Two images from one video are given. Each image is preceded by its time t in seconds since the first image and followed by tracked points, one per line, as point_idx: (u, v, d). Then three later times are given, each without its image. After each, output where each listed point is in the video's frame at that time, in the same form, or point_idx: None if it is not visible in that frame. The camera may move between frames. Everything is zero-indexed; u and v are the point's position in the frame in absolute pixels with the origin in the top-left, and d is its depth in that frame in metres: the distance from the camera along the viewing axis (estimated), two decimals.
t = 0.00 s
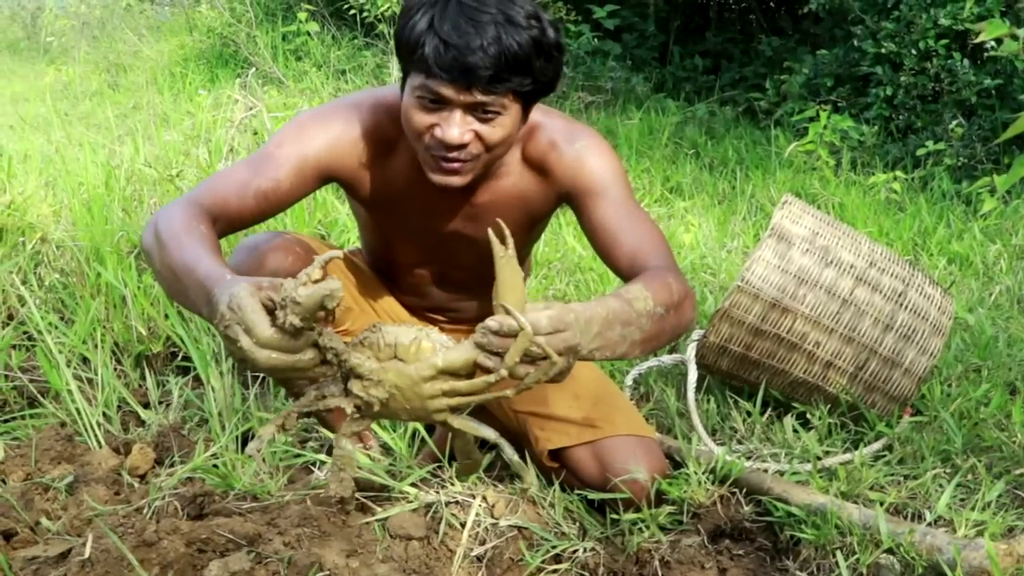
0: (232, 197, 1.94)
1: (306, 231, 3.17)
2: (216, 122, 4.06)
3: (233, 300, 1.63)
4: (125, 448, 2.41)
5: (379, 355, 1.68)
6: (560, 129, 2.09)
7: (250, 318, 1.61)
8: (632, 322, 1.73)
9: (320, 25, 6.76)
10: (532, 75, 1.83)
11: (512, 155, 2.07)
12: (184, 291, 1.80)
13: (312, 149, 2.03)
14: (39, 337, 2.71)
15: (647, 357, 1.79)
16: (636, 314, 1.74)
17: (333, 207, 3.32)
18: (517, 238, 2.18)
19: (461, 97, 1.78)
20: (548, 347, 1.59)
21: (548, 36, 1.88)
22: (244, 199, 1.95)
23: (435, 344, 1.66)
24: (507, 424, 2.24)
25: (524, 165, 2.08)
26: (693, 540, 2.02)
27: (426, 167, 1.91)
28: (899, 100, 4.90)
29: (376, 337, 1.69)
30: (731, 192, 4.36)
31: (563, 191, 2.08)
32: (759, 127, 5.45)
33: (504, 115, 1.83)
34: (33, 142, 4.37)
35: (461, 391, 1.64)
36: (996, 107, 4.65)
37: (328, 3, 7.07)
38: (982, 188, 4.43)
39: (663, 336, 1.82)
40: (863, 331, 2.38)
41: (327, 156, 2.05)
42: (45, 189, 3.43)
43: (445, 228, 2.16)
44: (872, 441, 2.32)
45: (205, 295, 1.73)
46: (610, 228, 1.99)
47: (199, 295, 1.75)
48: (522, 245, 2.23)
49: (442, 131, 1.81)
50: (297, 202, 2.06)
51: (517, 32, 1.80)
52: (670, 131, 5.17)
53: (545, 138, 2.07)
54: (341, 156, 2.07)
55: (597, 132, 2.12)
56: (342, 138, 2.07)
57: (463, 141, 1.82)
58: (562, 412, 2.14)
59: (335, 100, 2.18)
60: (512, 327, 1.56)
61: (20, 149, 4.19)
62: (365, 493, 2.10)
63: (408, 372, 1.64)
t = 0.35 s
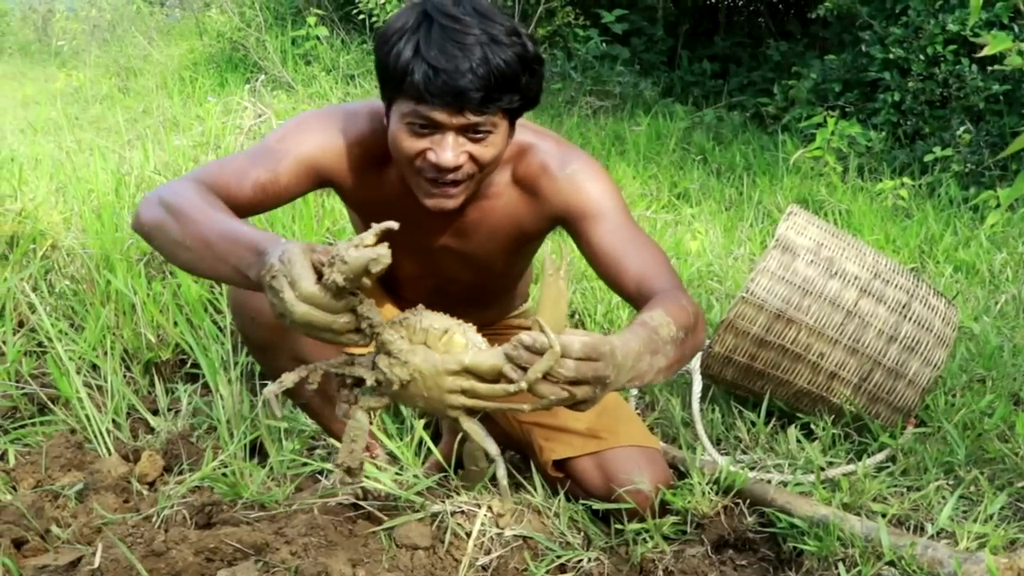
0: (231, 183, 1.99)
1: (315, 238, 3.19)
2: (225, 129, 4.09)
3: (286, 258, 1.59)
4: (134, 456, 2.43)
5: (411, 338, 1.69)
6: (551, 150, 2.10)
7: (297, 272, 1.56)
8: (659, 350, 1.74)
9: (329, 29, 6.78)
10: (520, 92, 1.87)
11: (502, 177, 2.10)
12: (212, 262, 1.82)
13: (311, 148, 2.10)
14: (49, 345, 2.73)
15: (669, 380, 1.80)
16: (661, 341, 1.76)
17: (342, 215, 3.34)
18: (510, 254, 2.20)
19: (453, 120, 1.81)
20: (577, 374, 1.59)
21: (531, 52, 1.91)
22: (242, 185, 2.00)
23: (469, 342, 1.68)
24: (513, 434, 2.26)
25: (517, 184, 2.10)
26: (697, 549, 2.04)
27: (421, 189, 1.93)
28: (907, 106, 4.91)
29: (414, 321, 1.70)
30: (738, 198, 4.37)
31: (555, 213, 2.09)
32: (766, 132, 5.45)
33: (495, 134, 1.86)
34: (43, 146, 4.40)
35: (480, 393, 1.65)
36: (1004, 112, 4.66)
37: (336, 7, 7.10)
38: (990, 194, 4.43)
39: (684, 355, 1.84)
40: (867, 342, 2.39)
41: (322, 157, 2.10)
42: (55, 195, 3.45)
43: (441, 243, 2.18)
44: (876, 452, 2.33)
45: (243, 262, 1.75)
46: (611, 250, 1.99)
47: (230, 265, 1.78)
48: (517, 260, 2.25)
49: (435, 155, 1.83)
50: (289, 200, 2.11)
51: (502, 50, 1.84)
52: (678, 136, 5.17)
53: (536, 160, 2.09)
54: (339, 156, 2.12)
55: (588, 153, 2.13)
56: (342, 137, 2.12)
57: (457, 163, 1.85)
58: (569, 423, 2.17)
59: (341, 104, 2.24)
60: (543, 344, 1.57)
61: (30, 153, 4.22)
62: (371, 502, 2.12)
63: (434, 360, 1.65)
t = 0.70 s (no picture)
0: (233, 196, 2.03)
1: (323, 247, 3.23)
2: (234, 137, 4.12)
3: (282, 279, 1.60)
4: (144, 464, 2.46)
5: (420, 331, 1.69)
6: (550, 165, 2.13)
7: (299, 293, 1.57)
8: (659, 326, 1.80)
9: (338, 35, 6.82)
10: (520, 109, 1.90)
11: (502, 193, 2.13)
12: (210, 274, 1.85)
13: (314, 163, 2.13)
14: (61, 353, 2.77)
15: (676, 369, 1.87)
16: (662, 318, 1.82)
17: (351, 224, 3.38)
18: (513, 269, 2.23)
19: (458, 137, 1.83)
20: (589, 320, 1.67)
21: (530, 68, 1.95)
22: (245, 200, 2.04)
23: (478, 317, 1.69)
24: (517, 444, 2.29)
25: (518, 197, 2.13)
26: (700, 560, 2.07)
27: (425, 208, 1.96)
28: (915, 113, 4.92)
29: (415, 314, 1.68)
30: (745, 206, 4.39)
31: (557, 229, 2.12)
32: (773, 139, 5.47)
33: (497, 150, 1.89)
34: (55, 152, 4.44)
35: (504, 357, 1.71)
36: (1012, 120, 4.66)
37: (346, 12, 7.14)
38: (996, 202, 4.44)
39: (691, 350, 1.88)
40: (870, 354, 2.41)
41: (325, 171, 2.14)
42: (67, 202, 3.49)
43: (446, 257, 2.21)
44: (877, 464, 2.35)
45: (236, 277, 1.78)
46: (623, 260, 2.02)
47: (225, 280, 1.81)
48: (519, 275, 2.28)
49: (440, 172, 1.86)
50: (291, 213, 2.15)
51: (502, 66, 1.87)
52: (685, 143, 5.19)
53: (537, 175, 2.12)
54: (341, 170, 2.15)
55: (587, 168, 2.17)
56: (345, 151, 2.15)
57: (461, 180, 1.87)
58: (572, 434, 2.21)
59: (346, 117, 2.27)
60: (549, 295, 1.65)
61: (41, 159, 4.25)
62: (379, 511, 2.15)
63: (453, 345, 1.68)
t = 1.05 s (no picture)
0: (254, 180, 2.02)
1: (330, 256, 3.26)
2: (242, 144, 4.16)
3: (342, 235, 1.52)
4: (154, 471, 2.49)
5: (465, 314, 1.64)
6: (555, 178, 2.15)
7: (362, 246, 1.49)
8: (683, 339, 1.82)
9: (346, 40, 6.85)
10: (529, 122, 1.95)
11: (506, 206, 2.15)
12: (248, 251, 1.79)
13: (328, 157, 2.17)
14: (70, 361, 2.80)
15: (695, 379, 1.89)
16: (683, 332, 1.83)
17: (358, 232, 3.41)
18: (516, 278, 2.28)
19: (471, 151, 1.85)
20: (627, 337, 1.68)
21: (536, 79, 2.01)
22: (264, 185, 2.03)
23: (522, 314, 1.67)
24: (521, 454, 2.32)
25: (524, 210, 2.15)
26: (701, 569, 2.10)
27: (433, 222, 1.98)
28: (922, 119, 4.94)
29: (464, 298, 1.64)
30: (750, 213, 4.40)
31: (561, 240, 2.15)
32: (779, 145, 5.48)
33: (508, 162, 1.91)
34: (65, 157, 4.48)
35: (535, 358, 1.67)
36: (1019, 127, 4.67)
37: (353, 17, 7.16)
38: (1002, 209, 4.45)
39: (709, 360, 1.92)
40: (870, 365, 2.43)
41: (338, 167, 2.18)
42: (76, 208, 3.52)
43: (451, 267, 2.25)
44: (877, 474, 2.38)
45: (287, 244, 1.72)
46: (628, 270, 2.02)
47: (274, 251, 1.74)
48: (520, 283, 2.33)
49: (454, 185, 1.87)
50: (302, 206, 2.17)
51: (511, 78, 1.93)
52: (692, 149, 5.21)
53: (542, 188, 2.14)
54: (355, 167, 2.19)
55: (591, 180, 2.19)
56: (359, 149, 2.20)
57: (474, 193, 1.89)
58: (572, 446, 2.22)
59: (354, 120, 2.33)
60: (595, 305, 1.65)
61: (50, 164, 4.29)
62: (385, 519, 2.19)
63: (493, 336, 1.65)
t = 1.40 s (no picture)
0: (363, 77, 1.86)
1: (337, 264, 3.30)
2: (250, 151, 4.19)
3: (587, 120, 1.51)
4: (163, 479, 2.53)
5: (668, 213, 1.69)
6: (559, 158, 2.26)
7: (620, 132, 1.49)
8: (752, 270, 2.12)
9: (353, 45, 6.89)
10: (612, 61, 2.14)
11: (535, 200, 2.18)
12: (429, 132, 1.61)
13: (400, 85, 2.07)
14: (80, 369, 2.84)
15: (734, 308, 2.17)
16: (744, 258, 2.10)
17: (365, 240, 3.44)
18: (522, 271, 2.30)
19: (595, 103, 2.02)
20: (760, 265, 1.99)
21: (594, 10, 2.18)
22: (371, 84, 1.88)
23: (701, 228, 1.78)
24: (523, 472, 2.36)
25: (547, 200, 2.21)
26: None
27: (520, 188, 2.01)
28: (927, 126, 4.96)
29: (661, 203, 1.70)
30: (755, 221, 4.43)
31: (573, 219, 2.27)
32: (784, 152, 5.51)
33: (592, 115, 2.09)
34: (74, 162, 4.52)
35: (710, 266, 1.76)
36: None
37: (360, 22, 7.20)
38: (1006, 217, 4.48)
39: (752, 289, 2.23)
40: (870, 377, 2.46)
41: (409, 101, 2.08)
42: (86, 215, 3.56)
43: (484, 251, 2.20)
44: (876, 485, 2.42)
45: (493, 123, 1.58)
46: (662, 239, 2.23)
47: (474, 133, 1.59)
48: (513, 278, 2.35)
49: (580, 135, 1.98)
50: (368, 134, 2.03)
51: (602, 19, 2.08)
52: (697, 156, 5.24)
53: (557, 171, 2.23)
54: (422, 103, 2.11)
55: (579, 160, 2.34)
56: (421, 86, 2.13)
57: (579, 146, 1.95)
58: (574, 466, 2.26)
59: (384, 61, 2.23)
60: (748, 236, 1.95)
61: (60, 170, 4.32)
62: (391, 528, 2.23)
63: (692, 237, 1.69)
